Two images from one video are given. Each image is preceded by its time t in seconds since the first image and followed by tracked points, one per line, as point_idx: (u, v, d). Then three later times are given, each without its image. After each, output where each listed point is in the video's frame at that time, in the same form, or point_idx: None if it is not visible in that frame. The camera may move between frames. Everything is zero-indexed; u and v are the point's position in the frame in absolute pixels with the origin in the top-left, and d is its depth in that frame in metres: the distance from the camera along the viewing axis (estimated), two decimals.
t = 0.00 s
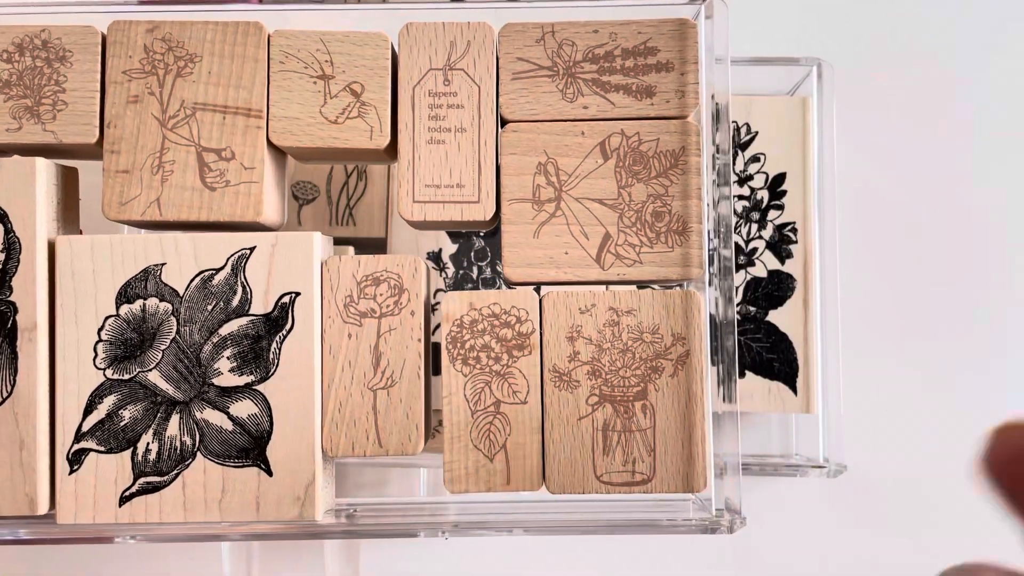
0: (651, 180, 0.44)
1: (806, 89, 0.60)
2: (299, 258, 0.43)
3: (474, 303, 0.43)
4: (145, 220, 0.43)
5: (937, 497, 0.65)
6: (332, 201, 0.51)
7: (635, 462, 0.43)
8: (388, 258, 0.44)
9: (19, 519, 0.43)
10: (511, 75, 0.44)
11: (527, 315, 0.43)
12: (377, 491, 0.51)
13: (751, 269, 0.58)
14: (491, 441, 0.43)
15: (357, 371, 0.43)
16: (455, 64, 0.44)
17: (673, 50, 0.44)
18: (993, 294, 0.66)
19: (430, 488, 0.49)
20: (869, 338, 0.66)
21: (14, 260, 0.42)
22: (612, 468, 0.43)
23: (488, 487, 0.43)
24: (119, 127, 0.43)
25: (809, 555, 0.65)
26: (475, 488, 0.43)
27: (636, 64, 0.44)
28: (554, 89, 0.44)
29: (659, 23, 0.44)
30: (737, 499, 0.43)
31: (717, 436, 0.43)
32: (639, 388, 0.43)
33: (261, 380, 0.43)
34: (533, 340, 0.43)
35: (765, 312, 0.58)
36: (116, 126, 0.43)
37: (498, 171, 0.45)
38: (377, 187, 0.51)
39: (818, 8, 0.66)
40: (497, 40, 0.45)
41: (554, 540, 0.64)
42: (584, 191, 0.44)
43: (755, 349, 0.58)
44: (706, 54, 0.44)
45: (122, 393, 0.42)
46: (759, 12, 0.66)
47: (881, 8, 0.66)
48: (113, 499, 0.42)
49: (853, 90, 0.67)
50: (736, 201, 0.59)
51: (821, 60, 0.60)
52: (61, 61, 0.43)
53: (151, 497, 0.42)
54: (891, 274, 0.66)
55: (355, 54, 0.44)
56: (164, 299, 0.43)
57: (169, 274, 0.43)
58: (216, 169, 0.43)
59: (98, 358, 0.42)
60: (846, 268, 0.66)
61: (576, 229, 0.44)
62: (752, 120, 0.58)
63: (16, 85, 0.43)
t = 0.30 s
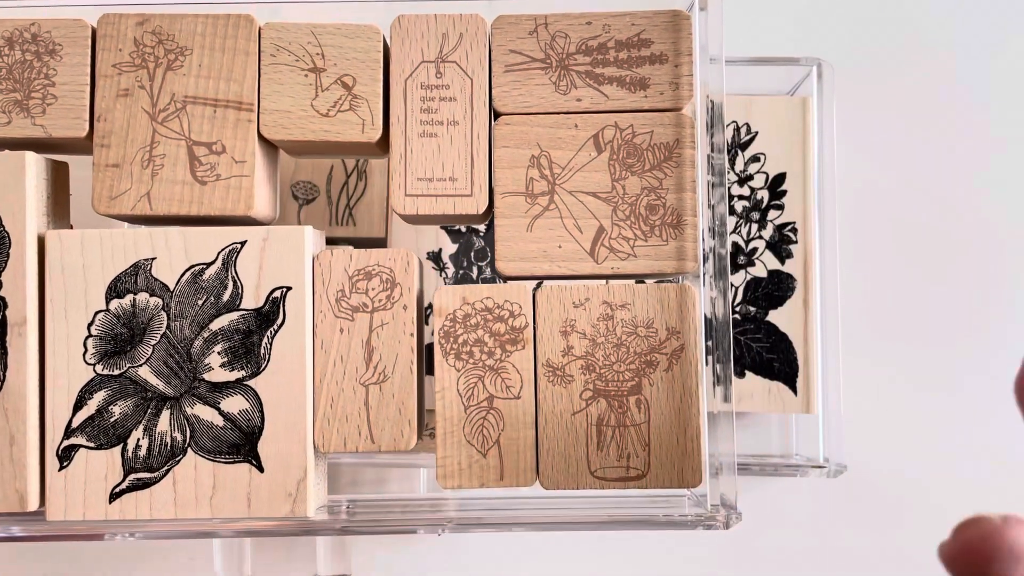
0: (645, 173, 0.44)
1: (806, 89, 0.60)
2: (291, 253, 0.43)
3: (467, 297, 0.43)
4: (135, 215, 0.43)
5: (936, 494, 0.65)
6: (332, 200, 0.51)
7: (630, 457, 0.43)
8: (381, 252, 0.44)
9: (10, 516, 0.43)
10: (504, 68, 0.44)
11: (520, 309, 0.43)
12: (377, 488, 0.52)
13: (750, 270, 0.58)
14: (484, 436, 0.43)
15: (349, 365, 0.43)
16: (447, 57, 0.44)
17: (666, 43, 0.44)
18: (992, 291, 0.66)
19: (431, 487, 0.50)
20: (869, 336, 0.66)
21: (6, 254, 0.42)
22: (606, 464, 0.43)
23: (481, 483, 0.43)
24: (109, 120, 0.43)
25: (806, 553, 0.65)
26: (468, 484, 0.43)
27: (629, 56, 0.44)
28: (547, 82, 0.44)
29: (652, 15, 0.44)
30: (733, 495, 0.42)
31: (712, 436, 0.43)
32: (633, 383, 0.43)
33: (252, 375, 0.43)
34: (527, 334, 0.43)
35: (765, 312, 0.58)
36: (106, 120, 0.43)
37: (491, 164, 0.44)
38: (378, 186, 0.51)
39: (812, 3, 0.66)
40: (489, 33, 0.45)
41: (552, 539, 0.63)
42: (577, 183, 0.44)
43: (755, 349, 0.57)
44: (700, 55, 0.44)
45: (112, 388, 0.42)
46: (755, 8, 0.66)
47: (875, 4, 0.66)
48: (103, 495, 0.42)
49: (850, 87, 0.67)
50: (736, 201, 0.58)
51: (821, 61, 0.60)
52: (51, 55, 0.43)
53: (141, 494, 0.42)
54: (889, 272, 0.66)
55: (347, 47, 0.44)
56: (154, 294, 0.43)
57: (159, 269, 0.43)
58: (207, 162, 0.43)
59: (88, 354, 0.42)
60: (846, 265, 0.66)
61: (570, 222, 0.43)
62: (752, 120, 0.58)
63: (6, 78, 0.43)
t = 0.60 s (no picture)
0: (642, 170, 0.44)
1: (805, 89, 0.60)
2: (288, 249, 0.43)
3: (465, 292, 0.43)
4: (134, 210, 0.43)
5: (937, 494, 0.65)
6: (332, 200, 0.51)
7: (627, 453, 0.43)
8: (378, 248, 0.44)
9: (9, 512, 0.43)
10: (501, 65, 0.44)
11: (518, 305, 0.43)
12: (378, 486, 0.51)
13: (750, 270, 0.58)
14: (482, 432, 0.43)
15: (346, 361, 0.43)
16: (445, 54, 0.44)
17: (664, 40, 0.44)
18: (992, 292, 0.66)
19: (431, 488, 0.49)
20: (869, 335, 0.65)
21: (6, 250, 0.42)
22: (604, 459, 0.43)
23: (479, 479, 0.43)
24: (108, 117, 0.43)
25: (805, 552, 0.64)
26: (466, 480, 0.43)
27: (626, 53, 0.44)
28: (545, 79, 0.44)
29: (650, 13, 0.44)
30: (731, 492, 0.42)
31: (710, 436, 0.43)
32: (631, 377, 0.43)
33: (250, 370, 0.43)
34: (524, 330, 0.43)
35: (765, 312, 0.58)
36: (105, 116, 0.43)
37: (488, 160, 0.45)
38: (378, 186, 0.51)
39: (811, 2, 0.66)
40: (487, 30, 0.45)
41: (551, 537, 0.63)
42: (575, 179, 0.44)
43: (755, 349, 0.57)
44: (698, 54, 0.44)
45: (109, 384, 0.42)
46: (754, 7, 0.66)
47: (874, 3, 0.66)
48: (100, 491, 0.42)
49: (850, 88, 0.67)
50: (736, 201, 0.58)
51: (821, 61, 0.60)
52: (50, 51, 0.43)
53: (139, 489, 0.42)
54: (890, 273, 0.66)
55: (345, 44, 0.44)
56: (152, 290, 0.43)
57: (157, 265, 0.43)
58: (205, 159, 0.43)
59: (86, 349, 0.42)
60: (846, 265, 0.66)
61: (568, 218, 0.43)
62: (752, 120, 0.58)
63: (6, 75, 0.43)
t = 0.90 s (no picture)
0: (647, 161, 0.44)
1: (805, 89, 0.60)
2: (296, 240, 0.43)
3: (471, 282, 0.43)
4: (143, 200, 0.43)
5: (940, 491, 0.65)
6: (332, 201, 0.52)
7: (632, 442, 0.43)
8: (386, 238, 0.44)
9: (17, 500, 0.43)
10: (508, 57, 0.44)
11: (524, 296, 0.43)
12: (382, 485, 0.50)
13: (750, 269, 0.58)
14: (488, 421, 0.43)
15: (354, 350, 0.43)
16: (452, 46, 0.44)
17: (669, 33, 0.44)
18: (993, 292, 0.66)
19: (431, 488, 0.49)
20: (869, 335, 0.66)
21: (17, 239, 0.42)
22: (610, 448, 0.43)
23: (485, 468, 0.43)
24: (117, 108, 0.43)
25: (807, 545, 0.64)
26: (472, 468, 0.43)
27: (632, 46, 0.44)
28: (552, 71, 0.44)
29: (656, 6, 0.44)
30: (735, 482, 0.42)
31: (714, 437, 0.43)
32: (636, 366, 0.43)
33: (258, 360, 0.43)
34: (531, 320, 0.43)
35: (765, 312, 0.58)
36: (115, 107, 0.43)
37: (495, 152, 0.45)
38: (378, 187, 0.52)
39: None
40: (494, 23, 0.45)
41: (556, 530, 0.63)
42: (581, 171, 0.44)
43: (755, 349, 0.57)
44: (702, 54, 0.44)
45: (118, 372, 0.42)
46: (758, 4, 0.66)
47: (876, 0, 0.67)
48: (109, 479, 0.42)
49: (854, 86, 0.67)
50: (736, 201, 0.59)
51: (821, 61, 0.60)
52: (60, 42, 0.43)
53: (147, 478, 0.42)
54: (892, 274, 0.66)
55: (353, 35, 0.44)
56: (161, 279, 0.43)
57: (165, 255, 0.43)
58: (213, 149, 0.43)
59: (95, 338, 0.43)
60: (847, 265, 0.66)
61: (574, 210, 0.44)
62: (752, 120, 0.58)
63: (16, 66, 0.43)
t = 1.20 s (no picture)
0: (640, 141, 0.44)
1: (805, 89, 0.60)
2: (289, 224, 0.43)
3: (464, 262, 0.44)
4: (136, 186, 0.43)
5: (941, 481, 0.65)
6: (332, 201, 0.52)
7: (629, 423, 0.43)
8: (379, 221, 0.44)
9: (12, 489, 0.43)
10: (499, 40, 0.44)
11: (518, 277, 0.43)
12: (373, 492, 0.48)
13: (750, 269, 0.58)
14: (483, 403, 0.43)
15: (348, 333, 0.43)
16: (443, 30, 0.44)
17: (659, 13, 0.44)
18: (993, 288, 0.66)
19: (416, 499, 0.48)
20: (870, 331, 0.65)
21: (10, 227, 0.42)
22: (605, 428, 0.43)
23: (481, 450, 0.43)
24: (109, 95, 0.43)
25: (808, 534, 0.64)
26: (468, 451, 0.43)
27: (622, 27, 0.44)
28: (542, 53, 0.44)
29: None
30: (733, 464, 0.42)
31: (711, 436, 0.43)
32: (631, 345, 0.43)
33: (252, 344, 0.43)
34: (525, 302, 0.43)
35: (765, 313, 0.58)
36: (107, 94, 0.43)
37: (487, 134, 0.45)
38: (378, 186, 0.52)
39: None
40: (485, 6, 0.45)
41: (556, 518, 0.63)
42: (573, 152, 0.44)
43: (755, 349, 0.57)
44: (694, 53, 0.44)
45: (112, 358, 0.42)
46: None
47: None
48: (103, 466, 0.42)
49: (848, 75, 0.67)
50: (736, 201, 0.58)
51: (822, 61, 0.60)
52: (53, 31, 0.44)
53: (141, 464, 0.42)
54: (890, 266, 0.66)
55: (345, 20, 0.44)
56: (154, 265, 0.43)
57: (159, 240, 0.43)
58: (206, 135, 0.43)
59: (88, 325, 0.42)
60: (846, 262, 0.66)
61: (566, 190, 0.44)
62: (752, 120, 0.58)
63: (9, 55, 0.44)
